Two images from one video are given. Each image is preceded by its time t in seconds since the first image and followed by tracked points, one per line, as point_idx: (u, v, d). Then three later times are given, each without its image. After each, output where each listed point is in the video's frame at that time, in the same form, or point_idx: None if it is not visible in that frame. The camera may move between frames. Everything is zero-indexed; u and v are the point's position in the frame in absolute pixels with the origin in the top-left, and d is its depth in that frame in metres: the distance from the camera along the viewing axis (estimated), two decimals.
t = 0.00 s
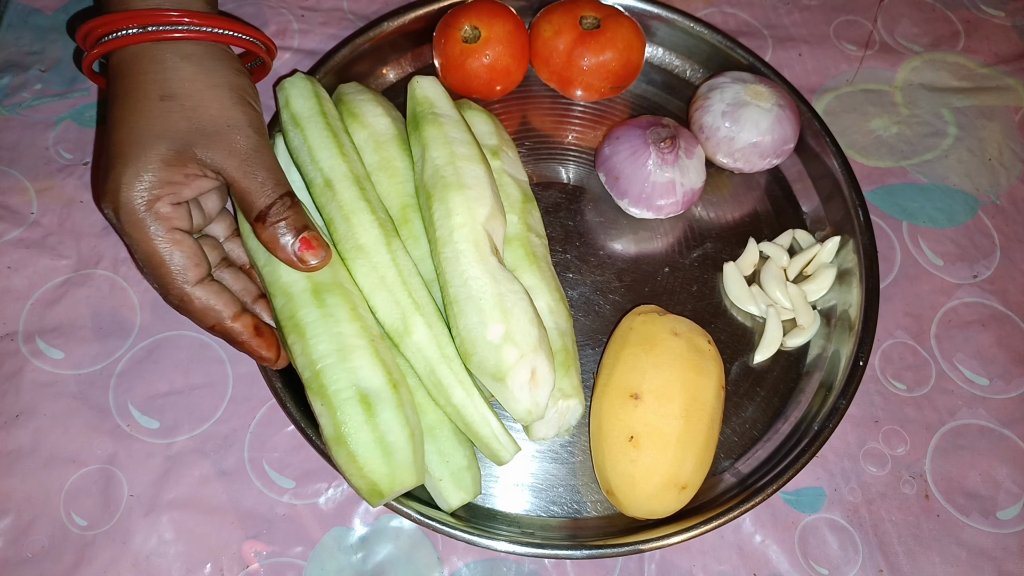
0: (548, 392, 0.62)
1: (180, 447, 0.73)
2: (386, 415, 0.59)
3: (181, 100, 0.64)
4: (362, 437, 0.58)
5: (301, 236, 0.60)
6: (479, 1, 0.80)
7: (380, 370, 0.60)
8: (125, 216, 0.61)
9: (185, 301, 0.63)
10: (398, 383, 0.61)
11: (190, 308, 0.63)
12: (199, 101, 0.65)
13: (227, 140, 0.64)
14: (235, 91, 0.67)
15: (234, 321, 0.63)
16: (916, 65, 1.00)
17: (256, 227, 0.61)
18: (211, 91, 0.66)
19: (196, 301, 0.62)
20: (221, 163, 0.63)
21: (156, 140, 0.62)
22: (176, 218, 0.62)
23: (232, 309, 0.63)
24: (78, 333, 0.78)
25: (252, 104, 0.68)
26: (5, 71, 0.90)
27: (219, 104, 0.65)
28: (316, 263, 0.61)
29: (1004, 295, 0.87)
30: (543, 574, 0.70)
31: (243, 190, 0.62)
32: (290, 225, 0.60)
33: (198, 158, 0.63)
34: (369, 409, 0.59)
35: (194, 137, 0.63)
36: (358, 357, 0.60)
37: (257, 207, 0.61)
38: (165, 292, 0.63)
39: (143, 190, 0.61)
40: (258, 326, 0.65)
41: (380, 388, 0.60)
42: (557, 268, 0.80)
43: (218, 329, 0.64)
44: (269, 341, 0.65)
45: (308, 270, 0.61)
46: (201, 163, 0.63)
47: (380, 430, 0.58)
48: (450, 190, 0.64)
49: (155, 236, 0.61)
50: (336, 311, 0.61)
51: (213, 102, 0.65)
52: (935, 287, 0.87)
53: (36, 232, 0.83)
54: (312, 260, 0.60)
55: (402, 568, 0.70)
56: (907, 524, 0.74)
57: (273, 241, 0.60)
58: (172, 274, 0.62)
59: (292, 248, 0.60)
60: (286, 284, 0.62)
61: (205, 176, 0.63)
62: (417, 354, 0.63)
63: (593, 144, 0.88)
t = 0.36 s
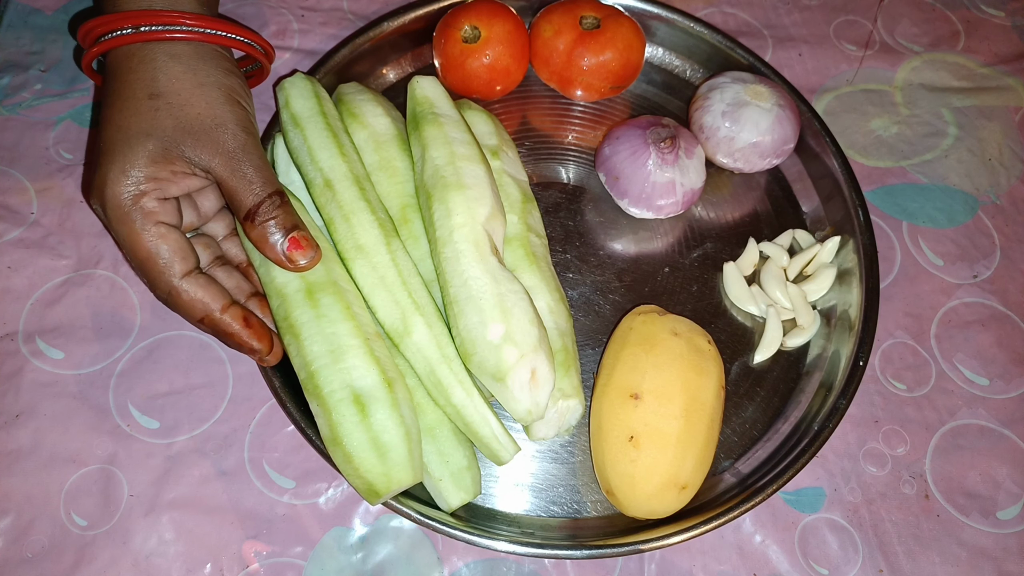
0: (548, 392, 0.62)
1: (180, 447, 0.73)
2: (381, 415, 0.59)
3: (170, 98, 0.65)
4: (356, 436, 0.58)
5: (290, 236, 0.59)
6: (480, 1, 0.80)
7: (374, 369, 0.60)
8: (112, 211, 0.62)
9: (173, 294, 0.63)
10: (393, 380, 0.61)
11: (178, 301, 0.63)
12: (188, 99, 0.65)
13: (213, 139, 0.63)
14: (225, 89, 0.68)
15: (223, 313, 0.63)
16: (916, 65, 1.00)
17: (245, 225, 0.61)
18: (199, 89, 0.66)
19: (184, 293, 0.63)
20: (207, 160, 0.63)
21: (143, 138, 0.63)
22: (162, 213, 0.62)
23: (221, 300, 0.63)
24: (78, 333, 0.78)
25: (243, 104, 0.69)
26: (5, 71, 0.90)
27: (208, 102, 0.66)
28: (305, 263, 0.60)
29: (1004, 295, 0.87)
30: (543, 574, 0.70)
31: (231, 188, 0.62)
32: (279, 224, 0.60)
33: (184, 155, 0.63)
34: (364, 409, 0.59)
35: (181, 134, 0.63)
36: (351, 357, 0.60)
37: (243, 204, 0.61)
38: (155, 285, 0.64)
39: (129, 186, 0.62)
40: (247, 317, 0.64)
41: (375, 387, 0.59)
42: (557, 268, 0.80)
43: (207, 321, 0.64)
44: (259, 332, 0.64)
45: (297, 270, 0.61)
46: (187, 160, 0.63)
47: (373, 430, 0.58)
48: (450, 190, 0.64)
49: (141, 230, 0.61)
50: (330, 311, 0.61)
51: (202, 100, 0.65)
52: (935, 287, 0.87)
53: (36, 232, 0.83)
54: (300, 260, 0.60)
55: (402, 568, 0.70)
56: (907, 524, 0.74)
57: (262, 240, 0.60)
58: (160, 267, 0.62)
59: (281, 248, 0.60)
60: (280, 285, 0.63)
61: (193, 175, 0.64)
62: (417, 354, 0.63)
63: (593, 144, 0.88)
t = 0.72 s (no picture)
0: (547, 393, 0.62)
1: (180, 447, 0.73)
2: (379, 415, 0.59)
3: (170, 97, 0.65)
4: (355, 436, 0.58)
5: (284, 236, 0.59)
6: (480, 1, 0.80)
7: (372, 368, 0.60)
8: (107, 206, 0.62)
9: (168, 291, 0.63)
10: (392, 380, 0.61)
11: (172, 297, 0.63)
12: (188, 98, 0.65)
13: (210, 137, 0.63)
14: (224, 89, 0.68)
15: (216, 308, 0.63)
16: (916, 65, 1.00)
17: (240, 224, 0.61)
18: (198, 88, 0.66)
19: (178, 289, 0.62)
20: (204, 158, 0.63)
21: (141, 135, 0.63)
22: (158, 209, 0.63)
23: (215, 296, 0.63)
24: (78, 333, 0.78)
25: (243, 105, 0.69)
26: (5, 71, 0.90)
27: (206, 101, 0.66)
28: (299, 264, 0.61)
29: (1004, 295, 0.87)
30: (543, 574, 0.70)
31: (227, 187, 0.62)
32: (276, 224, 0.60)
33: (181, 153, 0.63)
34: (362, 409, 0.58)
35: (179, 132, 0.63)
36: (349, 357, 0.60)
37: (240, 202, 0.61)
38: (148, 280, 0.63)
39: (125, 181, 0.62)
40: (241, 313, 0.63)
41: (372, 387, 0.59)
42: (557, 268, 0.80)
43: (200, 317, 0.63)
44: (253, 328, 0.64)
45: (291, 270, 0.61)
46: (184, 158, 0.63)
47: (371, 429, 0.58)
48: (450, 190, 0.64)
49: (136, 225, 0.61)
50: (329, 311, 0.61)
51: (201, 99, 0.65)
52: (935, 287, 0.87)
53: (36, 232, 0.83)
54: (295, 261, 0.60)
55: (402, 568, 0.70)
56: (907, 524, 0.74)
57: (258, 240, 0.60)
58: (155, 263, 0.62)
59: (275, 247, 0.59)
60: (279, 285, 0.63)
61: (189, 172, 0.64)
62: (417, 354, 0.63)
63: (593, 144, 0.88)
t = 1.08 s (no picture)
0: (548, 392, 0.62)
1: (180, 447, 0.73)
2: (379, 415, 0.59)
3: (166, 99, 0.65)
4: (355, 435, 0.58)
5: (284, 236, 0.60)
6: (480, 1, 0.80)
7: (372, 368, 0.60)
8: (107, 211, 0.62)
9: (167, 293, 0.63)
10: (392, 380, 0.61)
11: (172, 299, 0.63)
12: (184, 100, 0.65)
13: (207, 139, 0.63)
14: (221, 91, 0.68)
15: (215, 310, 0.63)
16: (916, 65, 1.00)
17: (240, 225, 0.61)
18: (194, 91, 0.66)
19: (177, 291, 0.63)
20: (201, 160, 0.63)
21: (138, 138, 0.63)
22: (156, 212, 0.63)
23: (213, 297, 0.63)
24: (78, 333, 0.78)
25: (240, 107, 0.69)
26: (5, 71, 0.90)
27: (203, 103, 0.66)
28: (299, 264, 0.60)
29: (1004, 295, 0.87)
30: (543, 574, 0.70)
31: (225, 189, 0.62)
32: (275, 224, 0.60)
33: (178, 155, 0.64)
34: (362, 409, 0.58)
35: (176, 135, 0.63)
36: (349, 357, 0.60)
37: (238, 203, 0.61)
38: (148, 282, 0.64)
39: (123, 185, 0.62)
40: (240, 313, 0.63)
41: (372, 387, 0.59)
42: (557, 268, 0.80)
43: (200, 318, 0.63)
44: (252, 329, 0.64)
45: (291, 270, 0.61)
46: (181, 160, 0.64)
47: (370, 429, 0.58)
48: (450, 190, 0.64)
49: (135, 229, 0.62)
50: (328, 311, 0.61)
51: (197, 101, 0.65)
52: (935, 287, 0.87)
53: (36, 232, 0.83)
54: (295, 261, 0.60)
55: (402, 568, 0.70)
56: (907, 524, 0.74)
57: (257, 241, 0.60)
58: (154, 266, 0.62)
59: (275, 248, 0.59)
60: (279, 285, 0.63)
61: (187, 175, 0.65)
62: (417, 354, 0.63)
63: (593, 144, 0.88)
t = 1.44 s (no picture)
0: (548, 392, 0.62)
1: (180, 447, 0.73)
2: (379, 415, 0.59)
3: (165, 100, 0.65)
4: (355, 435, 0.58)
5: (285, 236, 0.60)
6: (480, 1, 0.80)
7: (372, 368, 0.60)
8: (107, 211, 0.62)
9: (168, 293, 0.63)
10: (392, 380, 0.61)
11: (172, 299, 0.63)
12: (183, 101, 0.65)
13: (207, 139, 0.63)
14: (220, 92, 0.68)
15: (216, 310, 0.63)
16: (916, 65, 1.00)
17: (240, 224, 0.61)
18: (194, 91, 0.66)
19: (178, 291, 0.63)
20: (201, 160, 0.63)
21: (138, 139, 0.63)
22: (157, 213, 0.63)
23: (214, 297, 0.63)
24: (78, 333, 0.78)
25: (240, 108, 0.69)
26: (5, 71, 0.90)
27: (202, 103, 0.65)
28: (299, 264, 0.60)
29: (1004, 295, 0.87)
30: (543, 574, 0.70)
31: (225, 189, 0.62)
32: (274, 224, 0.60)
33: (178, 156, 0.63)
34: (362, 409, 0.58)
35: (175, 135, 0.63)
36: (349, 357, 0.60)
37: (238, 203, 0.61)
38: (148, 283, 0.64)
39: (123, 185, 0.62)
40: (240, 313, 0.63)
41: (372, 387, 0.59)
42: (557, 268, 0.80)
43: (200, 319, 0.63)
44: (253, 329, 0.63)
45: (291, 270, 0.61)
46: (181, 161, 0.64)
47: (370, 429, 0.58)
48: (450, 190, 0.64)
49: (135, 229, 0.62)
50: (328, 311, 0.61)
51: (196, 101, 0.65)
52: (935, 287, 0.87)
53: (36, 232, 0.83)
54: (296, 261, 0.60)
55: (402, 568, 0.70)
56: (907, 524, 0.74)
57: (258, 241, 0.60)
58: (155, 266, 0.62)
59: (275, 248, 0.59)
60: (279, 285, 0.63)
61: (188, 176, 0.65)
62: (417, 354, 0.63)
63: (593, 144, 0.88)
